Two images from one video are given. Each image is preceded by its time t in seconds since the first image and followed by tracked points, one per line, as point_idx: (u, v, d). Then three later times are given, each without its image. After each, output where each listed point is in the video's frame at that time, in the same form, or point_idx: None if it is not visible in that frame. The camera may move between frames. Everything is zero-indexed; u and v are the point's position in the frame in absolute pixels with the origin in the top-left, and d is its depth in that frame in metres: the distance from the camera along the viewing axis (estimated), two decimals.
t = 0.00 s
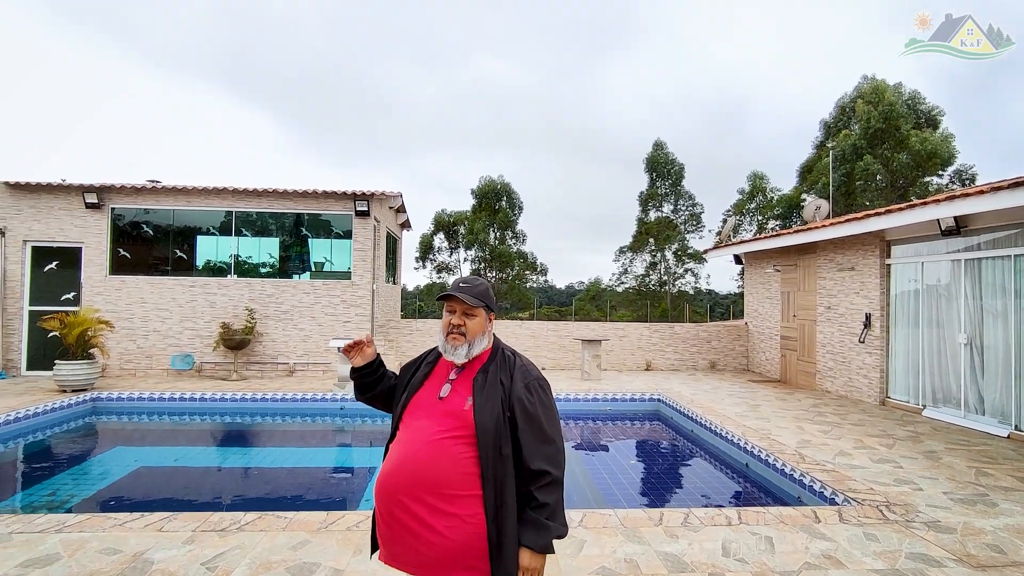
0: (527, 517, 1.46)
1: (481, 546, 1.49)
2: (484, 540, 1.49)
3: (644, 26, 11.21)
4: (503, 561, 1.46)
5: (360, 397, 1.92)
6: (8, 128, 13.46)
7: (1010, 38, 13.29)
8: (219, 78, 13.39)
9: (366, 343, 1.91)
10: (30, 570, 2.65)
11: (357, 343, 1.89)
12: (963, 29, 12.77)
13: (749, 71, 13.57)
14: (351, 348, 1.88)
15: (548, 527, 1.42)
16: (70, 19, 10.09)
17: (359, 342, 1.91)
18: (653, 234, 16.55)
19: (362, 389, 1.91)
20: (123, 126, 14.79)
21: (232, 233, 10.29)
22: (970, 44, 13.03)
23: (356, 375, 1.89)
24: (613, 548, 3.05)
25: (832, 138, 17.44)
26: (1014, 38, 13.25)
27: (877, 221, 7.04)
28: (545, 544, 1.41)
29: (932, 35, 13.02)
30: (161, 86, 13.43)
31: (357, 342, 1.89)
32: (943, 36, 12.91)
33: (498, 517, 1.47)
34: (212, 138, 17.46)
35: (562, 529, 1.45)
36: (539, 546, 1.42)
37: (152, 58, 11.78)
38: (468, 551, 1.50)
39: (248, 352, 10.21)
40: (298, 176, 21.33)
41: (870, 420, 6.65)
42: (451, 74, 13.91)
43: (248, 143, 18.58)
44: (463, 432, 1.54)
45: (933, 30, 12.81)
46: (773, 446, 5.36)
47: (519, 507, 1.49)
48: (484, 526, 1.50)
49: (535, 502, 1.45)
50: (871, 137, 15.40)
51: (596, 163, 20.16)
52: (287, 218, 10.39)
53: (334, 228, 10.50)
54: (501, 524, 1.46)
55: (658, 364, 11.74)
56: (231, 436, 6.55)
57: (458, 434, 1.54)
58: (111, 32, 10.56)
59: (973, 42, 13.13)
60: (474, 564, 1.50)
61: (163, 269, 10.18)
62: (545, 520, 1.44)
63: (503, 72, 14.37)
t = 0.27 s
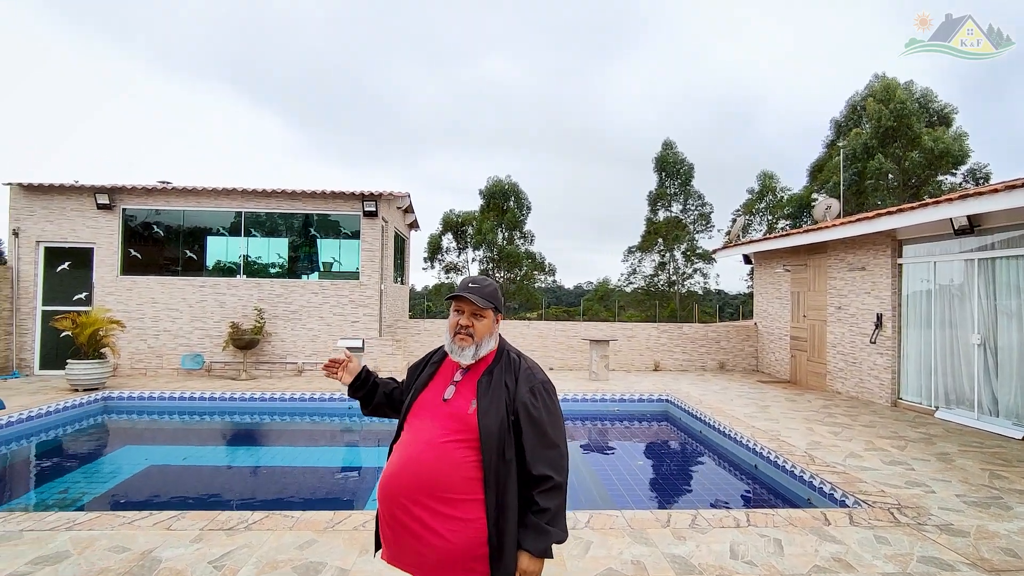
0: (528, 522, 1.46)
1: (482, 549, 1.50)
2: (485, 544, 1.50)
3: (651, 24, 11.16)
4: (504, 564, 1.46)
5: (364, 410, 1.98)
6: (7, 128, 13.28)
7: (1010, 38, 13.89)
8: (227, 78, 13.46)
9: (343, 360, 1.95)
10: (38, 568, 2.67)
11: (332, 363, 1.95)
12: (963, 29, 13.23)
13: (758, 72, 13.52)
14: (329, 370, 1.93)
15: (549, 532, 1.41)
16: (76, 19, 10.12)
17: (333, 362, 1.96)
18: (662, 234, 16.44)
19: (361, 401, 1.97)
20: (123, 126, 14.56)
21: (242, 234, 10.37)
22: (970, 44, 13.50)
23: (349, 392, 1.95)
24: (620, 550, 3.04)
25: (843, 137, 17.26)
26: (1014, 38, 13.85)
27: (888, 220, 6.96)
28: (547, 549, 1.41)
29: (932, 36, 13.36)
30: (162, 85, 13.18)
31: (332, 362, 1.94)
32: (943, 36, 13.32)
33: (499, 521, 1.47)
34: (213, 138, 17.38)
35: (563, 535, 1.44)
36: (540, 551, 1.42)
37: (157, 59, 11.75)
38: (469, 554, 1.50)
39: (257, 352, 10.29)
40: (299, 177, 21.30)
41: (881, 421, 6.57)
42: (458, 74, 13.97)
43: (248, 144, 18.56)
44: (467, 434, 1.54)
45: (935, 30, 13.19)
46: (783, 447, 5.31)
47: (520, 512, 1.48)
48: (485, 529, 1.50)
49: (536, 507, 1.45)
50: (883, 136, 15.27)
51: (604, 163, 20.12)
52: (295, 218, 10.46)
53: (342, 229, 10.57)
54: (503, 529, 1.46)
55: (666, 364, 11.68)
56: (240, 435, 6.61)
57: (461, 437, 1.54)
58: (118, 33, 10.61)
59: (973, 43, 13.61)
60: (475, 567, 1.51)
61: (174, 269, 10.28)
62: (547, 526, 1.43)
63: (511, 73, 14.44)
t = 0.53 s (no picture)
0: (531, 523, 1.44)
1: (484, 550, 1.49)
2: (487, 545, 1.50)
3: (656, 24, 11.15)
4: (505, 565, 1.46)
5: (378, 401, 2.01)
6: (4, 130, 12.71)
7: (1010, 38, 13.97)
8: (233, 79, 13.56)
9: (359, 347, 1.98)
10: (49, 566, 2.71)
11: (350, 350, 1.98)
12: (963, 29, 13.17)
13: (762, 72, 13.46)
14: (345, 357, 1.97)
15: (553, 534, 1.40)
16: (78, 19, 10.15)
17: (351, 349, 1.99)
18: (671, 234, 16.38)
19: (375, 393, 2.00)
20: (123, 126, 14.61)
21: (251, 235, 10.46)
22: (970, 44, 13.52)
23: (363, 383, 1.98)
24: (627, 550, 3.03)
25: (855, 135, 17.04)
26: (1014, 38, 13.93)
27: (900, 219, 6.88)
28: (549, 551, 1.39)
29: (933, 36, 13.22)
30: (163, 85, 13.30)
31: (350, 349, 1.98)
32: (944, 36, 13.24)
33: (501, 522, 1.46)
34: (213, 138, 17.50)
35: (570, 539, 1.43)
36: (543, 552, 1.40)
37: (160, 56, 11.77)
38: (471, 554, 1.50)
39: (266, 352, 10.37)
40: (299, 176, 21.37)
41: (893, 422, 6.49)
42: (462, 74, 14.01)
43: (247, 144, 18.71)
44: (469, 433, 1.54)
45: (934, 30, 12.99)
46: (793, 448, 5.26)
47: (525, 513, 1.48)
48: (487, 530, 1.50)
49: (540, 508, 1.43)
50: (894, 134, 15.08)
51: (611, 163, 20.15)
52: (304, 219, 10.52)
53: (351, 229, 10.62)
54: (505, 529, 1.46)
55: (675, 364, 11.61)
56: (249, 434, 6.66)
57: (464, 436, 1.54)
58: (123, 33, 10.70)
59: (974, 42, 13.64)
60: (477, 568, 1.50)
61: (184, 270, 10.39)
62: (551, 527, 1.41)
63: (515, 73, 14.47)
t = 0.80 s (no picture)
0: (537, 525, 1.43)
1: (489, 550, 1.49)
2: (491, 545, 1.49)
3: (663, 20, 11.10)
4: (510, 565, 1.44)
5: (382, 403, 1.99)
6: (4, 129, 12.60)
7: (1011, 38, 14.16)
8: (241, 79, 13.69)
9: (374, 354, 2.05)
10: (61, 563, 2.75)
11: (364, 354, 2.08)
12: (963, 29, 13.44)
13: (765, 71, 13.43)
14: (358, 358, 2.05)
15: (560, 536, 1.38)
16: (82, 21, 10.21)
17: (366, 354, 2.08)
18: (680, 234, 16.29)
19: (375, 391, 1.99)
20: (122, 126, 14.51)
21: (261, 235, 10.55)
22: (969, 43, 13.72)
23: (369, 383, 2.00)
24: (636, 552, 3.01)
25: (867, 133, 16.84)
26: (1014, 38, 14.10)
27: (912, 218, 6.79)
28: (555, 554, 1.37)
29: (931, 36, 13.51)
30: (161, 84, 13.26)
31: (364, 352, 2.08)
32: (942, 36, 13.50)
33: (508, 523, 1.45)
34: (212, 138, 17.60)
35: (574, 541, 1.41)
36: (549, 555, 1.39)
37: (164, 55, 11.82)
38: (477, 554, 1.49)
39: (276, 352, 10.45)
40: (298, 177, 21.41)
41: (906, 423, 6.40)
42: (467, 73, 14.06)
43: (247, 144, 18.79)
44: (477, 434, 1.54)
45: (934, 29, 13.35)
46: (804, 450, 5.21)
47: (530, 513, 1.47)
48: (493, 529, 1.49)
49: (547, 508, 1.42)
50: (907, 132, 14.89)
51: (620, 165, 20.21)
52: (313, 220, 10.59)
53: (360, 230, 10.68)
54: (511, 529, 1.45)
55: (685, 365, 11.54)
56: (259, 434, 6.72)
57: (471, 435, 1.53)
58: (128, 33, 10.79)
59: (973, 42, 13.78)
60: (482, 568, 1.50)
61: (195, 270, 10.50)
62: (558, 529, 1.40)
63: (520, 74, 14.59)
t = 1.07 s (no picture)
0: (555, 523, 1.45)
1: (508, 550, 1.49)
2: (511, 545, 1.49)
3: (670, 18, 11.06)
4: (529, 565, 1.45)
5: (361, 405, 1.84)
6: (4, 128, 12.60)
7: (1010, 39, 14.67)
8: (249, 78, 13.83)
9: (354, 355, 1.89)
10: (74, 560, 2.79)
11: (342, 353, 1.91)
12: (964, 29, 13.66)
13: (768, 69, 13.44)
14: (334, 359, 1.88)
15: (581, 531, 1.41)
16: (86, 22, 10.29)
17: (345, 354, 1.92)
18: (690, 232, 16.15)
19: (355, 392, 1.83)
20: (123, 126, 14.52)
21: (271, 236, 10.63)
22: (970, 43, 13.90)
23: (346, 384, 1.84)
24: (645, 552, 2.99)
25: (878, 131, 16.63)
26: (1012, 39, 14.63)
27: (925, 215, 6.69)
28: (576, 552, 1.39)
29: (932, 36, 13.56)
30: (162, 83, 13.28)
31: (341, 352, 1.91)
32: (943, 36, 13.63)
33: (528, 522, 1.46)
34: (212, 138, 17.69)
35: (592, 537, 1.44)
36: (570, 551, 1.41)
37: (167, 54, 11.89)
38: (497, 554, 1.48)
39: (286, 352, 10.53)
40: (298, 177, 21.49)
41: (920, 423, 6.31)
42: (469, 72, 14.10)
43: (247, 144, 18.92)
44: (494, 434, 1.53)
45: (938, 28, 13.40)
46: (815, 450, 5.15)
47: (550, 512, 1.48)
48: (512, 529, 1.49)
49: (567, 506, 1.44)
50: (919, 130, 14.68)
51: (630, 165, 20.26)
52: (322, 220, 10.66)
53: (368, 230, 10.73)
54: (532, 529, 1.46)
55: (694, 364, 11.46)
56: (270, 433, 6.78)
57: (489, 436, 1.53)
58: (133, 34, 10.90)
59: (974, 42, 14.02)
60: (502, 569, 1.50)
61: (206, 271, 10.60)
62: (578, 526, 1.43)
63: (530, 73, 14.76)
